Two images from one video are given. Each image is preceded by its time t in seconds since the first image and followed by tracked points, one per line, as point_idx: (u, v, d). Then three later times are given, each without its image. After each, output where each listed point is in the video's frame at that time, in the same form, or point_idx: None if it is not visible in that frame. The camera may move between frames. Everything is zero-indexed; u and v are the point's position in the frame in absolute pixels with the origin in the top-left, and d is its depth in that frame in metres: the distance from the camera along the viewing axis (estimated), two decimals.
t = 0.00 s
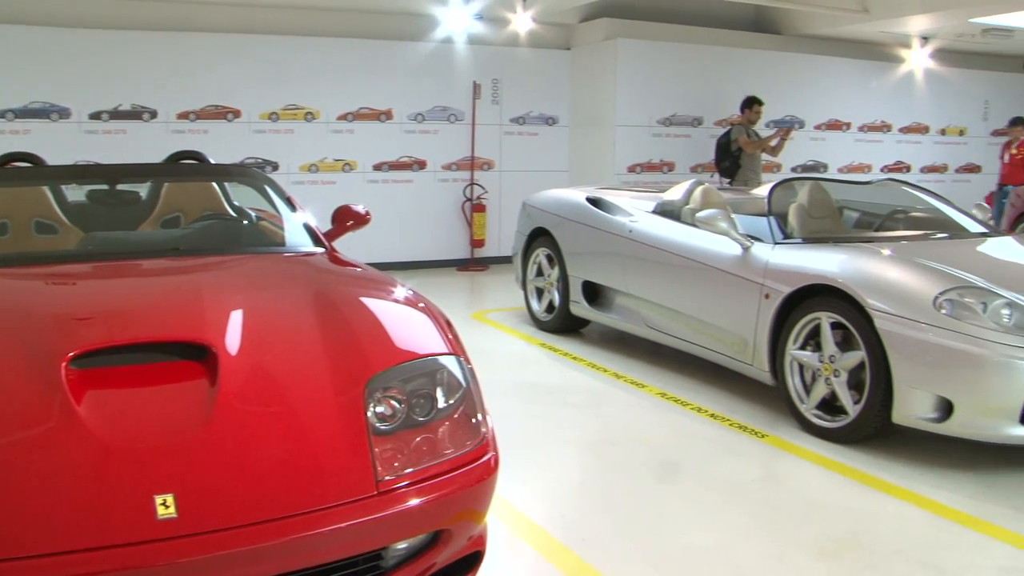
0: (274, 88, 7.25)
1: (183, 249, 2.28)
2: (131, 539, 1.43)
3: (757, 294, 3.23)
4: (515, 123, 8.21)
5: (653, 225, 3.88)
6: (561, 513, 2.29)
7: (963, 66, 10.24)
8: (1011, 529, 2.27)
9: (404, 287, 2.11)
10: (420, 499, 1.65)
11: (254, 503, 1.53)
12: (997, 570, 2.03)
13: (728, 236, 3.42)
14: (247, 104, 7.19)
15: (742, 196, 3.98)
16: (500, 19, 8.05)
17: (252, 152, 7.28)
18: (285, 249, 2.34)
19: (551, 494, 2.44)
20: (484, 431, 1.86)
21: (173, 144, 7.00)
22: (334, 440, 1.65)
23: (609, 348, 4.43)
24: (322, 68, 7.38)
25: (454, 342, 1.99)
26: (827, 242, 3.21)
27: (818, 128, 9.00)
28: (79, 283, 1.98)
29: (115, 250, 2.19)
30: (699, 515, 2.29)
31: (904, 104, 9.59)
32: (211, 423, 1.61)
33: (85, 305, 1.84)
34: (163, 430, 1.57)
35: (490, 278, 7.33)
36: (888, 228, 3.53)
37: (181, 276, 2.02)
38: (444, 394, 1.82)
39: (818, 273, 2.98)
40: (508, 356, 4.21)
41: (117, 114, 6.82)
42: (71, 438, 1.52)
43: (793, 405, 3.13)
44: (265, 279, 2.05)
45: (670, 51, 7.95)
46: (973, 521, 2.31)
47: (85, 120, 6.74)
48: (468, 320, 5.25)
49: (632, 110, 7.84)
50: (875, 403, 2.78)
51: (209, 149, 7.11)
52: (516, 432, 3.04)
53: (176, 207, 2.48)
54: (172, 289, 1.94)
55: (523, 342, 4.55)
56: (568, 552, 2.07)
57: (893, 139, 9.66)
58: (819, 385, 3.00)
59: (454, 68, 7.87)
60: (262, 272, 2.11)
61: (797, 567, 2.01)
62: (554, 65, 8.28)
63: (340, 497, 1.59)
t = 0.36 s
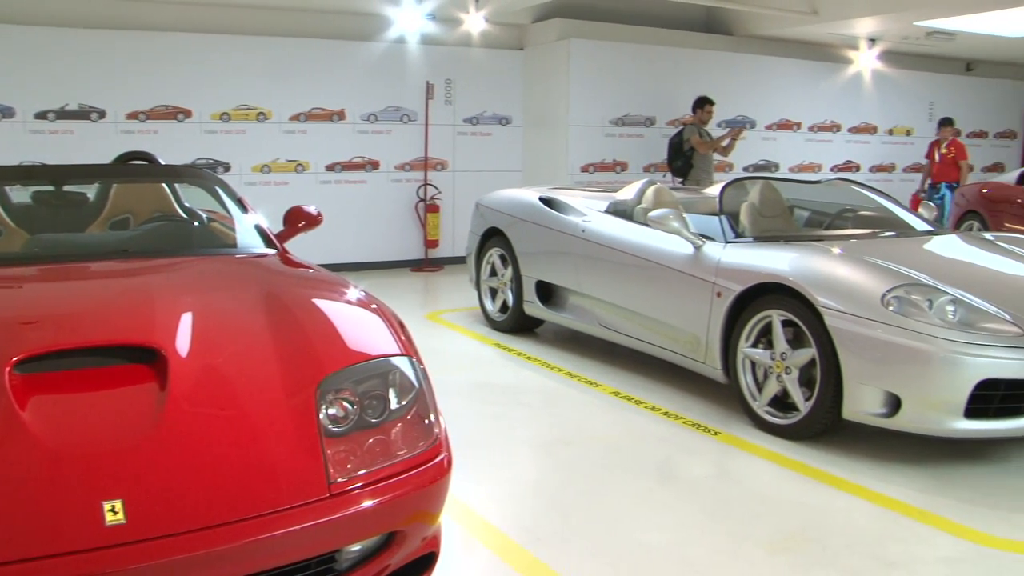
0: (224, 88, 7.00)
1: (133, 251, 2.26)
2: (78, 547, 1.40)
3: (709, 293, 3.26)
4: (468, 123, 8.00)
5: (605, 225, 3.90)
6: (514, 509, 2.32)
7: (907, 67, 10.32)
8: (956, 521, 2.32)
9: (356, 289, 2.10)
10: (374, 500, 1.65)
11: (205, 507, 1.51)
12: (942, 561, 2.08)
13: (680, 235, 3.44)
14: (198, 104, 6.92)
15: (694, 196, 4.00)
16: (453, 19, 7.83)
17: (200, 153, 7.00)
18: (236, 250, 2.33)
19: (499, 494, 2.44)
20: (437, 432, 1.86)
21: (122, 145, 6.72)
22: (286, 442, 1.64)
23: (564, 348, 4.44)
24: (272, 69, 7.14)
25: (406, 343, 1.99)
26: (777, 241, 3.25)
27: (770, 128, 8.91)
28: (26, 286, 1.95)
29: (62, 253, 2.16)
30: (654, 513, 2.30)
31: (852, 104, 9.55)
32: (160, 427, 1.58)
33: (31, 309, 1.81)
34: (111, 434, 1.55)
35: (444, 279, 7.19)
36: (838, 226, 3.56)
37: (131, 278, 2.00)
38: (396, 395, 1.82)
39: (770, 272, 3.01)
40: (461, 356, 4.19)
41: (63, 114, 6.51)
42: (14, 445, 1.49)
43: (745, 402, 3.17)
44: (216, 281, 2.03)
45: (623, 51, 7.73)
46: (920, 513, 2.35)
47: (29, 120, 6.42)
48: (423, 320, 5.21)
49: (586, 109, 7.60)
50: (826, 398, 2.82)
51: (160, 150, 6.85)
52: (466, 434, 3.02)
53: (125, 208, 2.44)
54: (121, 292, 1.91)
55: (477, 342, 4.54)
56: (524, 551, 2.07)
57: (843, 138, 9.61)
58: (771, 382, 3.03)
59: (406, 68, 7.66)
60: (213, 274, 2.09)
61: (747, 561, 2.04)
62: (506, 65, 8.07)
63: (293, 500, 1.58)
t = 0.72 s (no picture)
0: (183, 88, 6.87)
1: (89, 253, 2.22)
2: (33, 554, 1.38)
3: (669, 292, 3.27)
4: (428, 123, 7.98)
5: (565, 225, 3.90)
6: (476, 509, 2.33)
7: (864, 68, 10.45)
8: (913, 515, 2.35)
9: (315, 290, 2.10)
10: (335, 502, 1.64)
11: (162, 511, 1.49)
12: (901, 554, 2.11)
13: (640, 234, 3.46)
14: (155, 104, 6.78)
15: (653, 196, 4.02)
16: (413, 19, 7.78)
17: (159, 154, 6.86)
18: (195, 252, 2.31)
19: (454, 495, 2.44)
20: (397, 433, 1.86)
21: (77, 145, 6.54)
22: (246, 444, 1.62)
23: (525, 348, 4.45)
24: (232, 69, 7.03)
25: (366, 344, 1.99)
26: (736, 240, 3.28)
27: (729, 128, 8.96)
28: None
29: (15, 255, 2.12)
30: (616, 513, 2.31)
31: (808, 104, 9.67)
32: (115, 430, 1.56)
33: None
34: (64, 438, 1.52)
35: (407, 279, 7.18)
36: (796, 225, 3.60)
37: (86, 281, 1.97)
38: (356, 396, 1.81)
39: (730, 271, 3.03)
40: (422, 357, 4.18)
41: (15, 113, 6.31)
42: None
43: (705, 400, 3.19)
44: (175, 283, 2.01)
45: (583, 51, 7.72)
46: (877, 508, 2.39)
47: None
48: (384, 321, 5.19)
49: (546, 109, 7.60)
50: (785, 395, 2.85)
51: (118, 151, 6.70)
52: (422, 436, 3.00)
53: (81, 209, 2.40)
54: (77, 295, 1.88)
55: (438, 343, 4.53)
56: (486, 551, 2.08)
57: (800, 138, 9.72)
58: (731, 380, 3.06)
59: (366, 69, 7.60)
60: (171, 276, 2.06)
61: (707, 558, 2.06)
62: (467, 66, 8.06)
63: (253, 503, 1.57)
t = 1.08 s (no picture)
0: (149, 87, 6.78)
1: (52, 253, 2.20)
2: None
3: (635, 291, 3.29)
4: (395, 123, 7.96)
5: (533, 225, 3.91)
6: (443, 510, 2.34)
7: (828, 69, 10.56)
8: (877, 510, 2.38)
9: (282, 292, 2.09)
10: (301, 503, 1.64)
11: (126, 515, 1.47)
12: (865, 549, 2.14)
13: (607, 234, 3.47)
14: (120, 104, 6.67)
15: (620, 196, 4.04)
16: (379, 18, 7.76)
17: (122, 153, 6.75)
18: (160, 253, 2.29)
19: (415, 497, 2.44)
20: (363, 434, 1.85)
21: (38, 145, 6.41)
22: (211, 446, 1.61)
23: (493, 348, 4.45)
24: (198, 69, 6.96)
25: (333, 345, 1.98)
26: (702, 239, 3.30)
27: (695, 128, 8.99)
28: None
29: None
30: (584, 512, 2.32)
31: (773, 104, 9.74)
32: (77, 434, 1.53)
33: None
34: (24, 443, 1.49)
35: (374, 279, 7.18)
36: (761, 225, 3.63)
37: (48, 284, 1.94)
38: (322, 397, 1.81)
39: (696, 270, 3.05)
40: (388, 358, 4.17)
41: None
42: None
43: (673, 399, 3.20)
44: (139, 286, 1.99)
45: (550, 52, 7.73)
46: (841, 503, 2.42)
47: None
48: (352, 322, 5.17)
49: (512, 109, 7.59)
50: (751, 393, 2.87)
51: (80, 152, 6.58)
52: (385, 438, 2.98)
53: (43, 210, 2.38)
54: (39, 299, 1.85)
55: (405, 344, 4.52)
56: (454, 552, 2.09)
57: (766, 138, 9.79)
58: (698, 379, 3.07)
59: (333, 68, 7.55)
60: (135, 279, 2.04)
61: (676, 557, 2.07)
62: (434, 66, 8.06)
63: (219, 505, 1.55)
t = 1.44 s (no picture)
0: (114, 86, 6.69)
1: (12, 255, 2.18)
2: None
3: (604, 290, 3.30)
4: (363, 124, 7.93)
5: (501, 225, 3.91)
6: (409, 511, 2.34)
7: (795, 70, 10.66)
8: (843, 506, 2.41)
9: (248, 293, 2.08)
10: (269, 505, 1.63)
11: (91, 520, 1.45)
12: (832, 545, 2.17)
13: (575, 234, 3.47)
14: (84, 103, 6.57)
15: (588, 195, 4.05)
16: (346, 18, 7.73)
17: (86, 154, 6.64)
18: (124, 255, 2.28)
19: (376, 499, 2.43)
20: (331, 435, 1.85)
21: None
22: (177, 449, 1.60)
23: (462, 348, 4.45)
24: (162, 69, 6.88)
25: (300, 347, 1.98)
26: (670, 238, 3.32)
27: (664, 128, 9.01)
28: None
29: None
30: (553, 512, 2.33)
31: (741, 104, 9.80)
32: (39, 438, 1.51)
33: None
34: None
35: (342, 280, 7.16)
36: (729, 224, 3.67)
37: (11, 287, 1.92)
38: (289, 399, 1.80)
39: (664, 269, 3.07)
40: (356, 360, 4.15)
41: None
42: None
43: (642, 398, 3.21)
44: (104, 289, 1.97)
45: (518, 52, 7.74)
46: (808, 500, 2.45)
47: None
48: (319, 323, 5.14)
49: (480, 109, 7.58)
50: (719, 392, 2.90)
51: (43, 152, 6.46)
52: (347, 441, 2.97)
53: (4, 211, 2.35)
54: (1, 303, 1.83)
55: (373, 345, 4.50)
56: (423, 553, 2.09)
57: (734, 138, 9.83)
58: (666, 378, 3.09)
59: (300, 68, 7.51)
60: (100, 281, 2.02)
61: (645, 555, 2.08)
62: (402, 66, 8.05)
63: (186, 508, 1.54)
